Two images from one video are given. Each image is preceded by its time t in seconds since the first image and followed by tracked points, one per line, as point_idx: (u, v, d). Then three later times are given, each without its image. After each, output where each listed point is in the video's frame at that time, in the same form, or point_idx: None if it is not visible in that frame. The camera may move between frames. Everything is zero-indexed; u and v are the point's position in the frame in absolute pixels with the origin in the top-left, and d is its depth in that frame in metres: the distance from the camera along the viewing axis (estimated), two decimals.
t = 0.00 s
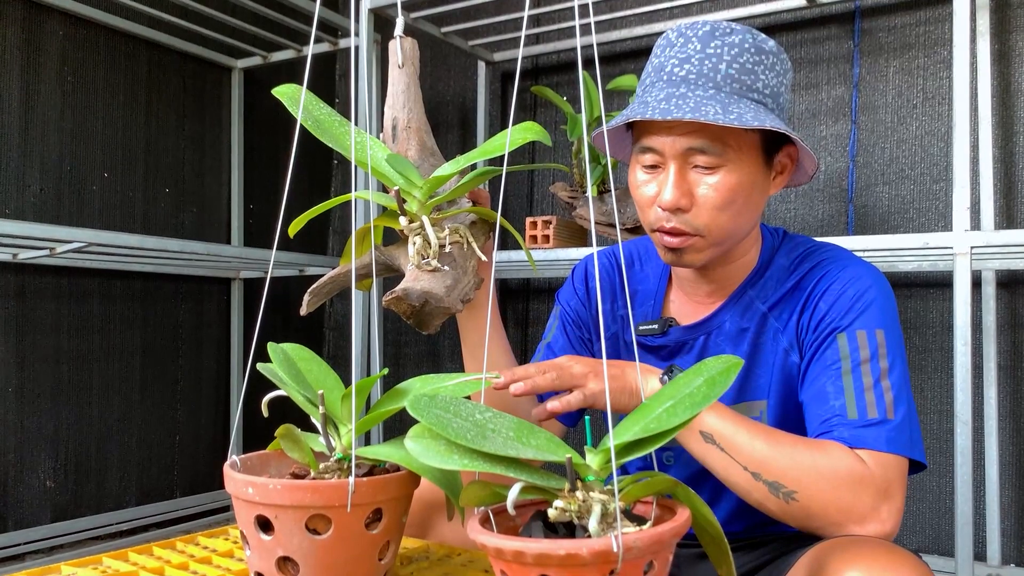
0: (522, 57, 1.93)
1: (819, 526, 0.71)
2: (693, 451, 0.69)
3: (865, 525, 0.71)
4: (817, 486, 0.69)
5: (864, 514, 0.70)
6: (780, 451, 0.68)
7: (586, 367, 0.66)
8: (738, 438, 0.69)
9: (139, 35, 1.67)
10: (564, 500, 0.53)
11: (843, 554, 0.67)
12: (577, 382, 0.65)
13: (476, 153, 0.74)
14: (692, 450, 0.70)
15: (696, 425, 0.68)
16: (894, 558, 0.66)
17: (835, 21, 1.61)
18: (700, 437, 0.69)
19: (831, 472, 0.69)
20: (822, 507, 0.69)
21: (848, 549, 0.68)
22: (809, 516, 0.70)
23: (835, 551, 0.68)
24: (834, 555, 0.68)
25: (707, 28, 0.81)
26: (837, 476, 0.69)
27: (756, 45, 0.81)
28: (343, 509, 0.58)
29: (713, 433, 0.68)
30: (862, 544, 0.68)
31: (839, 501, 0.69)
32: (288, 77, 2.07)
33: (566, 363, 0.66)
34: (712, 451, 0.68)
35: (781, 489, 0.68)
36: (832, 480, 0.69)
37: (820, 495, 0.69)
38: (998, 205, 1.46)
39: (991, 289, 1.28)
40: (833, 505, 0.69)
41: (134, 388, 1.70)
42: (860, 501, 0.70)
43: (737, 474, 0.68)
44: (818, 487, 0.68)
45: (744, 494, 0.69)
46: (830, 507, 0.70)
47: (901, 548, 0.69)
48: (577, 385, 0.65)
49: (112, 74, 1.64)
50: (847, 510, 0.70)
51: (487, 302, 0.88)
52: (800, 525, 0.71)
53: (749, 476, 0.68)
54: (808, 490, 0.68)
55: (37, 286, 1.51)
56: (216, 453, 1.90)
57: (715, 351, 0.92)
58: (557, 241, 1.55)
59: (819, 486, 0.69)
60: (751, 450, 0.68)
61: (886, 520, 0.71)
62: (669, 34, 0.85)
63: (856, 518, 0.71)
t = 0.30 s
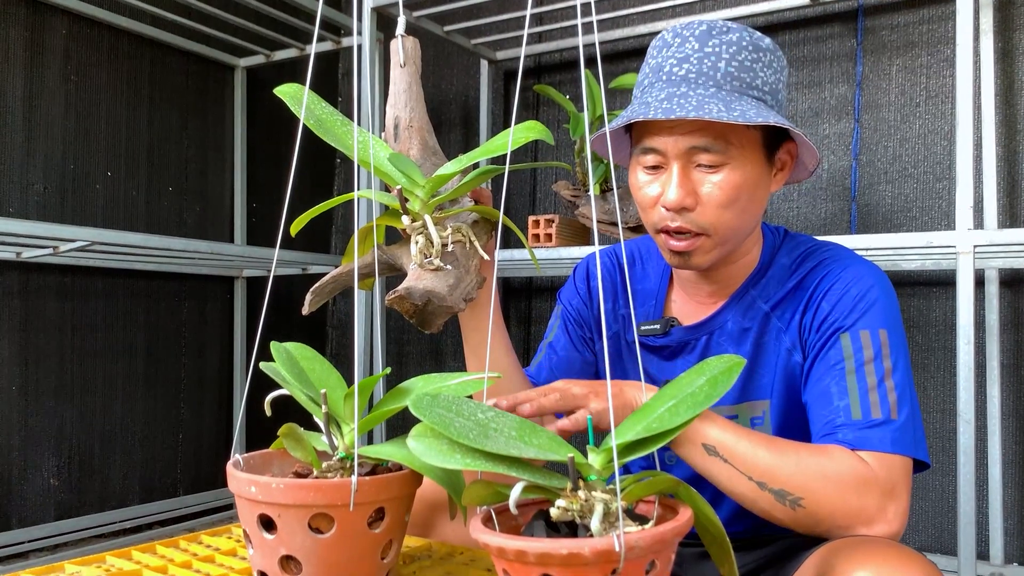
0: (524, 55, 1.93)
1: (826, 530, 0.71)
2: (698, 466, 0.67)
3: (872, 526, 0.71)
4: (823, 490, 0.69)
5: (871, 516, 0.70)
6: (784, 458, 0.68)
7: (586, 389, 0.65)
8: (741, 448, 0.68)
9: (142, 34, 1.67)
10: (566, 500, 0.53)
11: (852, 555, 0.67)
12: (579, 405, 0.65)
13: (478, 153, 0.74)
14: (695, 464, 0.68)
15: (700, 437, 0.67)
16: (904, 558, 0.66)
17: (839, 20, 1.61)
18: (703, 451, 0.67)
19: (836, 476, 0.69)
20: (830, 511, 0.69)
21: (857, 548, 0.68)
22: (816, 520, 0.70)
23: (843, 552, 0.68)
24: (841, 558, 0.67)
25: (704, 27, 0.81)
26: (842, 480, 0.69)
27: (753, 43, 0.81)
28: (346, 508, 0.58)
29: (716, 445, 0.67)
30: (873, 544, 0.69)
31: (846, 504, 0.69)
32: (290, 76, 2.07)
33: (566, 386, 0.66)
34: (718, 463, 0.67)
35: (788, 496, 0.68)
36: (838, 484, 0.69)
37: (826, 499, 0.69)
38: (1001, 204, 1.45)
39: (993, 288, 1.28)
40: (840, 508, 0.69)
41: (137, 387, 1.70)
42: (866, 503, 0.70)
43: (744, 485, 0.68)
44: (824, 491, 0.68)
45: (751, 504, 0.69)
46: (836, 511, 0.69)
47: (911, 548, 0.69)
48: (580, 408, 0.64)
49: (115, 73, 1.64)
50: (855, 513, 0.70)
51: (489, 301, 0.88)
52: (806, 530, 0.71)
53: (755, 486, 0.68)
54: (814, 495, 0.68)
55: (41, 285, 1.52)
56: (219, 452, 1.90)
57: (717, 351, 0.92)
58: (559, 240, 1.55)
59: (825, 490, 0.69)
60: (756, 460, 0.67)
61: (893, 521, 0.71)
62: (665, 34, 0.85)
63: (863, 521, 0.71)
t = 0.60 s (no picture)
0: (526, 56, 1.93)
1: (833, 536, 0.71)
2: (700, 485, 0.68)
3: (877, 530, 0.71)
4: (827, 497, 0.68)
5: (876, 519, 0.70)
6: (784, 469, 0.69)
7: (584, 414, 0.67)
8: (741, 463, 0.68)
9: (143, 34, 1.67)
10: (566, 501, 0.53)
11: (855, 557, 0.67)
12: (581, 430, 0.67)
13: (478, 153, 0.74)
14: (697, 482, 0.69)
15: (699, 457, 0.67)
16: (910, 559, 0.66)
17: (840, 20, 1.61)
18: (704, 469, 0.68)
19: (839, 482, 0.69)
20: (835, 518, 0.69)
21: (863, 551, 0.68)
22: (823, 528, 0.69)
23: (848, 556, 0.68)
24: (845, 562, 0.67)
25: (706, 25, 0.83)
26: (845, 484, 0.69)
27: (753, 40, 0.83)
28: (347, 509, 0.58)
29: (717, 463, 0.68)
30: (880, 547, 0.68)
31: (851, 510, 0.69)
32: (291, 77, 2.07)
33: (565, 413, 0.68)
34: (719, 480, 0.68)
35: (792, 507, 0.68)
36: (841, 490, 0.69)
37: (830, 506, 0.68)
38: (1002, 204, 1.45)
39: (995, 289, 1.28)
40: (846, 515, 0.69)
41: (139, 387, 1.70)
42: (870, 507, 0.70)
43: (748, 501, 0.68)
44: (827, 499, 0.68)
45: (756, 517, 0.69)
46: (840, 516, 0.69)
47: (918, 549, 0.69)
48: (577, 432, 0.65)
49: (117, 74, 1.64)
50: (860, 518, 0.70)
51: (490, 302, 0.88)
52: (811, 536, 0.71)
53: (759, 499, 0.68)
54: (819, 505, 0.68)
55: (43, 286, 1.52)
56: (220, 452, 1.91)
57: (718, 352, 0.92)
58: (561, 240, 1.55)
59: (828, 497, 0.68)
60: (758, 473, 0.68)
61: (898, 523, 0.71)
62: (663, 34, 0.86)
63: (869, 525, 0.70)
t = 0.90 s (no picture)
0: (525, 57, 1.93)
1: (825, 534, 0.71)
2: (699, 473, 0.68)
3: (871, 530, 0.71)
4: (823, 494, 0.69)
5: (870, 519, 0.70)
6: (784, 462, 0.69)
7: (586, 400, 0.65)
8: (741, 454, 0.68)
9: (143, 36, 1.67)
10: (564, 504, 0.53)
11: (849, 557, 0.67)
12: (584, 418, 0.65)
13: (477, 156, 0.74)
14: (696, 471, 0.69)
15: (702, 445, 0.67)
16: (901, 561, 0.66)
17: (840, 22, 1.61)
18: (706, 458, 0.68)
19: (835, 480, 0.69)
20: (830, 515, 0.69)
21: (855, 552, 0.68)
22: (816, 525, 0.69)
23: (842, 557, 0.68)
24: (839, 561, 0.67)
25: (709, 27, 0.83)
26: (841, 483, 0.69)
27: (755, 44, 0.84)
28: (345, 512, 0.58)
29: (719, 453, 0.68)
30: (871, 548, 0.68)
31: (846, 508, 0.69)
32: (291, 78, 2.07)
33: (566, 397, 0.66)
34: (719, 469, 0.68)
35: (789, 501, 0.68)
36: (837, 487, 0.69)
37: (826, 503, 0.69)
38: (1001, 206, 1.45)
39: (995, 290, 1.28)
40: (840, 513, 0.69)
41: (139, 388, 1.70)
42: (865, 506, 0.70)
43: (745, 492, 0.68)
44: (825, 494, 0.69)
45: (752, 511, 0.69)
46: (835, 514, 0.69)
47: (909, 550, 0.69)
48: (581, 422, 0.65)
49: (117, 75, 1.64)
50: (855, 517, 0.70)
51: (489, 304, 0.88)
52: (806, 533, 0.71)
53: (756, 491, 0.68)
54: (815, 501, 0.69)
55: (42, 287, 1.52)
56: (220, 453, 1.91)
57: (716, 353, 0.92)
58: (560, 242, 1.55)
59: (825, 494, 0.69)
60: (757, 465, 0.68)
61: (892, 524, 0.71)
62: (665, 36, 0.86)
63: (862, 524, 0.70)
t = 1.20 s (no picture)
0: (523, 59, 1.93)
1: (812, 531, 0.71)
2: (689, 463, 0.69)
3: (857, 530, 0.71)
4: (813, 491, 0.68)
5: (857, 518, 0.70)
6: (775, 456, 0.68)
7: (580, 383, 0.66)
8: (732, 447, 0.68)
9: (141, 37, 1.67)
10: (561, 506, 0.53)
11: (835, 556, 0.67)
12: (577, 398, 0.65)
13: (476, 157, 0.74)
14: (687, 461, 0.69)
15: (693, 434, 0.68)
16: (881, 562, 0.66)
17: (838, 24, 1.61)
18: (696, 448, 0.68)
19: (825, 477, 0.69)
20: (818, 512, 0.69)
21: (839, 552, 0.68)
22: (803, 522, 0.69)
23: (827, 556, 0.68)
24: (826, 561, 0.67)
25: (706, 29, 0.84)
26: (830, 482, 0.69)
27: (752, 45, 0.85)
28: (343, 513, 0.58)
29: (710, 444, 0.68)
30: (854, 548, 0.68)
31: (834, 506, 0.69)
32: (289, 79, 2.07)
33: (561, 382, 0.67)
34: (709, 460, 0.68)
35: (777, 496, 0.68)
36: (827, 485, 0.69)
37: (815, 501, 0.69)
38: (999, 208, 1.45)
39: (993, 292, 1.28)
40: (828, 510, 0.69)
41: (137, 390, 1.70)
42: (853, 505, 0.70)
43: (733, 484, 0.68)
44: (813, 492, 0.68)
45: (739, 503, 0.69)
46: (824, 513, 0.69)
47: (892, 550, 0.69)
48: (577, 404, 0.64)
49: (116, 76, 1.64)
50: (842, 516, 0.70)
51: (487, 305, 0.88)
52: (793, 531, 0.71)
53: (745, 484, 0.68)
54: (804, 497, 0.68)
55: (40, 288, 1.52)
56: (218, 455, 1.91)
57: (712, 354, 0.92)
58: (559, 243, 1.55)
59: (815, 492, 0.69)
60: (747, 457, 0.68)
61: (878, 524, 0.71)
62: (662, 38, 0.86)
63: (849, 523, 0.70)
